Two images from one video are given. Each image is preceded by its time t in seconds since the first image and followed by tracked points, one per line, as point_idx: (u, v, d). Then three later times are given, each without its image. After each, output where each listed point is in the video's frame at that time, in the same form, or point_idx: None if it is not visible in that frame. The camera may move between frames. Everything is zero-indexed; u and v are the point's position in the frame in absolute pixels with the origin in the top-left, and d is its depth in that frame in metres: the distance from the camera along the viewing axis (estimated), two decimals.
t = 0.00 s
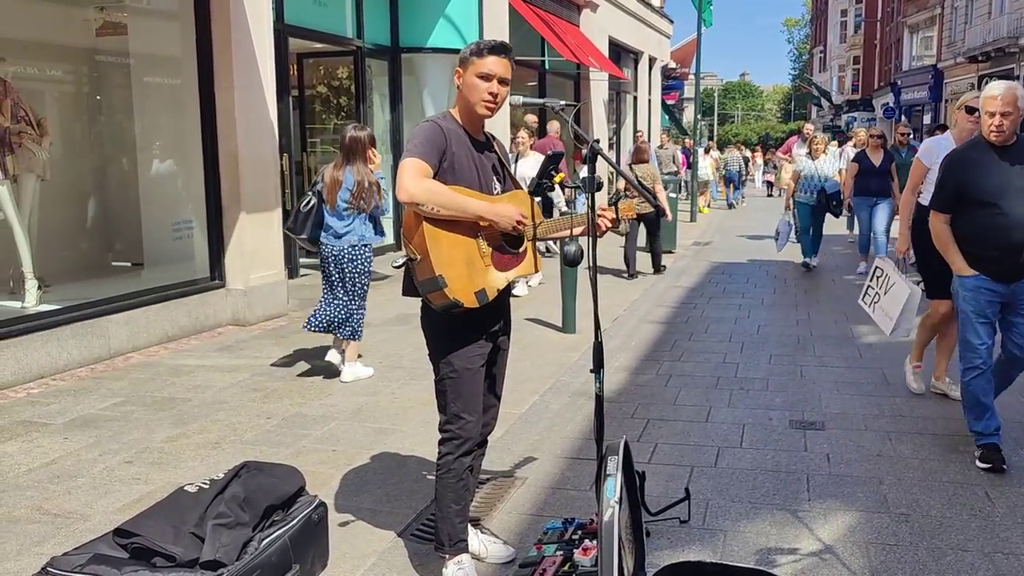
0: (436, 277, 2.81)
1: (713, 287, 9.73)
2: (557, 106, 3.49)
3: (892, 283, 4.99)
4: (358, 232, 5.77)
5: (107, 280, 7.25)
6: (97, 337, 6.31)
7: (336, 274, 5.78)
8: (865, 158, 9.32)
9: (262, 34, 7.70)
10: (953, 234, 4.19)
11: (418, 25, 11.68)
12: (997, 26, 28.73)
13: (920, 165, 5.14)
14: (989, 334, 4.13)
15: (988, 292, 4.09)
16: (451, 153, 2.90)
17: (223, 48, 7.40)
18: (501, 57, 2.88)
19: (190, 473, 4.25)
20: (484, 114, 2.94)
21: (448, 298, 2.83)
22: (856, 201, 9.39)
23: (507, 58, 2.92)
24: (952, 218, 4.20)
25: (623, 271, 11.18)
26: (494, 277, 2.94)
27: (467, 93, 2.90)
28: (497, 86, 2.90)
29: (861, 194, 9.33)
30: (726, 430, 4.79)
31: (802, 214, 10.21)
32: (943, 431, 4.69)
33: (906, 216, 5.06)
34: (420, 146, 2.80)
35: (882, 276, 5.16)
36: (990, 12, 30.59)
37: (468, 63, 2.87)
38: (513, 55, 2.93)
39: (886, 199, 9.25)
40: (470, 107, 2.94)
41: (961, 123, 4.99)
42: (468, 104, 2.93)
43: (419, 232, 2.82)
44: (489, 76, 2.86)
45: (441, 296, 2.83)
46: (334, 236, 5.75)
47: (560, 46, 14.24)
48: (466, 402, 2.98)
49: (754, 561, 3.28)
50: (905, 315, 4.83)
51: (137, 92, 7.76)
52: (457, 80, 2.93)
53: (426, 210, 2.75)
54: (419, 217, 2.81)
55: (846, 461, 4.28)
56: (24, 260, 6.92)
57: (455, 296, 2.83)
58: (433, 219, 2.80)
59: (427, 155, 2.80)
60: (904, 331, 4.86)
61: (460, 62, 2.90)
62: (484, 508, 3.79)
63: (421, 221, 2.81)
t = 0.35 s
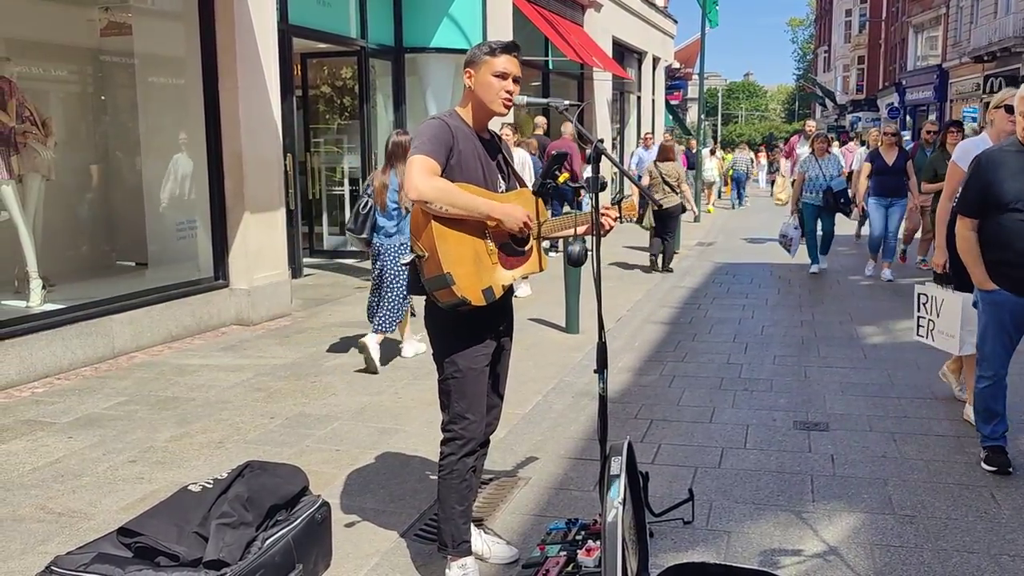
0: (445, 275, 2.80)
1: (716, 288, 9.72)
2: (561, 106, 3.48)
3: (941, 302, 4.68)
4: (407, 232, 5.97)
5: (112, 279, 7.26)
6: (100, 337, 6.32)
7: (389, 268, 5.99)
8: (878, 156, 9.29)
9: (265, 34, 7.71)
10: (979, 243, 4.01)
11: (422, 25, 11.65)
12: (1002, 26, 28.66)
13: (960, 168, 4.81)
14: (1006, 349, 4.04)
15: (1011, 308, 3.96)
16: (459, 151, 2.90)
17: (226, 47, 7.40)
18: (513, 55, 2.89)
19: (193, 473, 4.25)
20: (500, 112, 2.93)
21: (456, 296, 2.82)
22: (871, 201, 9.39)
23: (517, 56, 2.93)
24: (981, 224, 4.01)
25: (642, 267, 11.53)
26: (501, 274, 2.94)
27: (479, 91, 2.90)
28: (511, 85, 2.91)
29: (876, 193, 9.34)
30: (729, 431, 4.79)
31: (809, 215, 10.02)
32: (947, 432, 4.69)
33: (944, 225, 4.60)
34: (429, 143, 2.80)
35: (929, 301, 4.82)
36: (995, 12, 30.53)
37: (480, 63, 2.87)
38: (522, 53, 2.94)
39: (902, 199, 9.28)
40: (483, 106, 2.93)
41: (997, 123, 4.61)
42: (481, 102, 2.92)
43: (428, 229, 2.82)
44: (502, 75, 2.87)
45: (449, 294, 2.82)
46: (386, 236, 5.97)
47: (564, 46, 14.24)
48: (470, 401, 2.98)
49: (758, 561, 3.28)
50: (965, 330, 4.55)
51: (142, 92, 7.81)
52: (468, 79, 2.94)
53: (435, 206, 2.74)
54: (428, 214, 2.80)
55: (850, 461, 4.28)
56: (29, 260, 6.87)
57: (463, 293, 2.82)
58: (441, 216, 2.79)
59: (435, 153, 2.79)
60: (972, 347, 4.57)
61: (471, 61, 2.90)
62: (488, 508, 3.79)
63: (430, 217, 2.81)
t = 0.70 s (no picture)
0: (446, 277, 2.80)
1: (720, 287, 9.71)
2: (564, 104, 3.48)
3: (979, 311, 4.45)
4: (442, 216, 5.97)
5: (116, 277, 7.26)
6: (103, 335, 6.32)
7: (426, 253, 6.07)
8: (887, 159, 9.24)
9: (268, 33, 7.73)
10: None
11: (425, 24, 11.69)
12: (1007, 24, 28.59)
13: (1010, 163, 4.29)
14: None
15: None
16: (459, 151, 2.89)
17: (229, 44, 7.42)
18: (512, 53, 2.88)
19: (196, 470, 4.25)
20: (500, 109, 2.92)
21: (457, 298, 2.82)
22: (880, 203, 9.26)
23: (516, 54, 2.93)
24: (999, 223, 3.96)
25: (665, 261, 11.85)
26: (502, 275, 2.93)
27: (479, 89, 2.89)
28: (510, 82, 2.90)
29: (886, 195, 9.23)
30: (732, 430, 4.78)
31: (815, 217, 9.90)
32: (951, 432, 4.67)
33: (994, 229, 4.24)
34: (429, 143, 2.79)
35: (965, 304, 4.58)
36: (1000, 11, 30.46)
37: (479, 60, 2.86)
38: (521, 50, 2.94)
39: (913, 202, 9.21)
40: (483, 105, 2.93)
41: None
42: (481, 100, 2.91)
43: (428, 231, 2.81)
44: (502, 73, 2.86)
45: (450, 296, 2.82)
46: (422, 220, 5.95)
47: (567, 45, 14.23)
48: (471, 400, 2.97)
49: (761, 561, 3.27)
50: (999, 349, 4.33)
51: (145, 91, 7.79)
52: (468, 78, 2.92)
53: (435, 208, 2.73)
54: (429, 217, 2.80)
55: (854, 461, 4.27)
56: (33, 258, 6.80)
57: (464, 295, 2.82)
58: (443, 219, 2.78)
59: (437, 155, 2.78)
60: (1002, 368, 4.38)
61: (471, 59, 2.88)
62: (490, 507, 3.78)
63: (430, 219, 2.80)
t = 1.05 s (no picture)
0: (448, 276, 2.80)
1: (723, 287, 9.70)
2: (568, 104, 3.46)
3: None
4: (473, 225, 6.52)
5: (119, 277, 7.26)
6: (107, 334, 6.33)
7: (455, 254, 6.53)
8: (899, 156, 8.90)
9: (272, 33, 7.79)
10: None
11: (428, 24, 11.67)
12: (1011, 24, 28.50)
13: None
14: None
15: None
16: (462, 151, 2.89)
17: (232, 43, 7.47)
18: (515, 53, 2.87)
19: (199, 470, 4.25)
20: (502, 111, 2.93)
21: (459, 297, 2.82)
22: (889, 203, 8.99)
23: (520, 54, 2.92)
24: None
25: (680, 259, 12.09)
26: (505, 274, 2.93)
27: (482, 90, 2.89)
28: (513, 83, 2.89)
29: (895, 194, 8.95)
30: (735, 430, 4.78)
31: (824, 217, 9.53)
32: (954, 432, 4.67)
33: None
34: (431, 144, 2.80)
35: None
36: (1004, 11, 30.40)
37: (482, 62, 2.86)
38: (525, 51, 2.93)
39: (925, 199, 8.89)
40: (486, 106, 2.93)
41: None
42: (484, 101, 2.91)
43: (431, 230, 2.81)
44: (503, 74, 2.86)
45: (451, 295, 2.82)
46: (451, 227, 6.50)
47: (570, 44, 14.22)
48: (475, 401, 2.97)
49: (765, 561, 3.27)
50: None
51: (148, 91, 7.75)
52: (471, 80, 2.92)
53: (438, 208, 2.74)
54: (431, 216, 2.80)
55: (857, 461, 4.26)
56: (38, 259, 6.80)
57: (467, 294, 2.82)
58: (444, 219, 2.79)
59: (439, 155, 2.79)
60: None
61: (474, 61, 2.88)
62: (493, 507, 3.79)
63: (433, 217, 2.80)
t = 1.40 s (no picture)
0: (445, 277, 2.82)
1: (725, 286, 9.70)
2: (571, 104, 3.45)
3: None
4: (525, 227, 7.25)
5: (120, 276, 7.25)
6: (110, 333, 6.35)
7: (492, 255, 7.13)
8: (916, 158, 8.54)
9: (276, 34, 7.84)
10: None
11: (430, 24, 11.68)
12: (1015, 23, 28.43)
13: None
14: None
15: None
16: (467, 152, 2.89)
17: (236, 43, 7.53)
18: (520, 53, 2.88)
19: (204, 469, 4.27)
20: (511, 109, 2.91)
21: (455, 298, 2.83)
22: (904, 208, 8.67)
23: (525, 54, 2.92)
24: None
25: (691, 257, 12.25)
26: (504, 277, 2.94)
27: (488, 91, 2.90)
28: (519, 82, 2.89)
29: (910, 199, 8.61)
30: (738, 430, 4.78)
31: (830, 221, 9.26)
32: (956, 433, 4.67)
33: None
34: (435, 144, 2.81)
35: None
36: (1008, 10, 30.33)
37: (488, 62, 2.87)
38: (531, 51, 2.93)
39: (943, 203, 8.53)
40: (493, 106, 2.93)
41: None
42: (490, 102, 2.92)
43: (432, 231, 2.82)
44: (509, 73, 2.86)
45: (448, 296, 2.84)
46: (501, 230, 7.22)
47: (573, 44, 14.23)
48: (474, 400, 2.98)
49: (767, 562, 3.27)
50: None
51: (152, 91, 7.72)
52: (476, 81, 2.93)
53: (439, 210, 2.75)
54: (431, 217, 2.81)
55: (860, 462, 4.26)
56: (41, 258, 6.78)
57: (463, 296, 2.83)
58: (444, 221, 2.79)
59: (443, 156, 2.80)
60: None
61: (480, 61, 2.89)
62: (495, 507, 3.79)
63: (434, 220, 2.81)
